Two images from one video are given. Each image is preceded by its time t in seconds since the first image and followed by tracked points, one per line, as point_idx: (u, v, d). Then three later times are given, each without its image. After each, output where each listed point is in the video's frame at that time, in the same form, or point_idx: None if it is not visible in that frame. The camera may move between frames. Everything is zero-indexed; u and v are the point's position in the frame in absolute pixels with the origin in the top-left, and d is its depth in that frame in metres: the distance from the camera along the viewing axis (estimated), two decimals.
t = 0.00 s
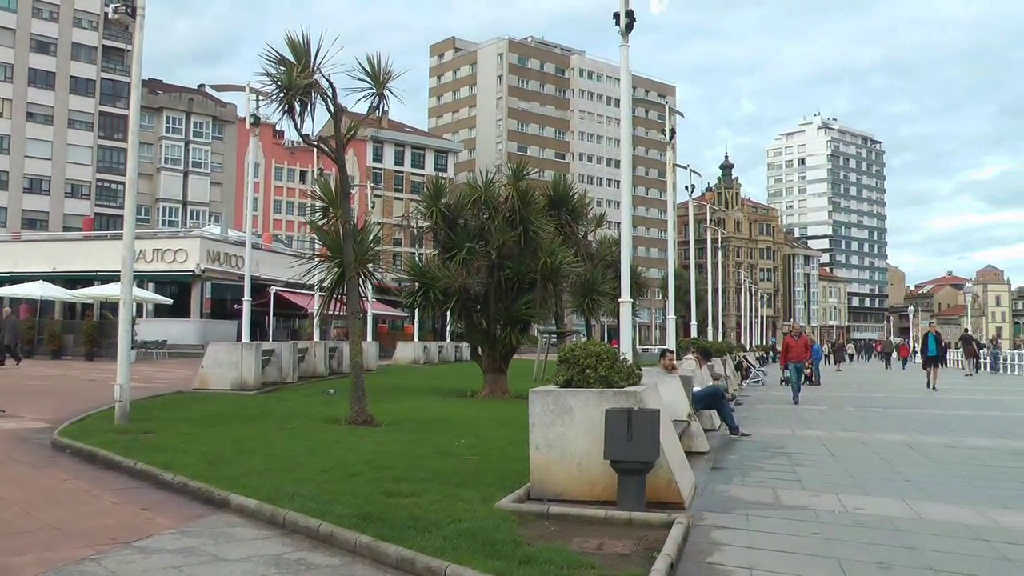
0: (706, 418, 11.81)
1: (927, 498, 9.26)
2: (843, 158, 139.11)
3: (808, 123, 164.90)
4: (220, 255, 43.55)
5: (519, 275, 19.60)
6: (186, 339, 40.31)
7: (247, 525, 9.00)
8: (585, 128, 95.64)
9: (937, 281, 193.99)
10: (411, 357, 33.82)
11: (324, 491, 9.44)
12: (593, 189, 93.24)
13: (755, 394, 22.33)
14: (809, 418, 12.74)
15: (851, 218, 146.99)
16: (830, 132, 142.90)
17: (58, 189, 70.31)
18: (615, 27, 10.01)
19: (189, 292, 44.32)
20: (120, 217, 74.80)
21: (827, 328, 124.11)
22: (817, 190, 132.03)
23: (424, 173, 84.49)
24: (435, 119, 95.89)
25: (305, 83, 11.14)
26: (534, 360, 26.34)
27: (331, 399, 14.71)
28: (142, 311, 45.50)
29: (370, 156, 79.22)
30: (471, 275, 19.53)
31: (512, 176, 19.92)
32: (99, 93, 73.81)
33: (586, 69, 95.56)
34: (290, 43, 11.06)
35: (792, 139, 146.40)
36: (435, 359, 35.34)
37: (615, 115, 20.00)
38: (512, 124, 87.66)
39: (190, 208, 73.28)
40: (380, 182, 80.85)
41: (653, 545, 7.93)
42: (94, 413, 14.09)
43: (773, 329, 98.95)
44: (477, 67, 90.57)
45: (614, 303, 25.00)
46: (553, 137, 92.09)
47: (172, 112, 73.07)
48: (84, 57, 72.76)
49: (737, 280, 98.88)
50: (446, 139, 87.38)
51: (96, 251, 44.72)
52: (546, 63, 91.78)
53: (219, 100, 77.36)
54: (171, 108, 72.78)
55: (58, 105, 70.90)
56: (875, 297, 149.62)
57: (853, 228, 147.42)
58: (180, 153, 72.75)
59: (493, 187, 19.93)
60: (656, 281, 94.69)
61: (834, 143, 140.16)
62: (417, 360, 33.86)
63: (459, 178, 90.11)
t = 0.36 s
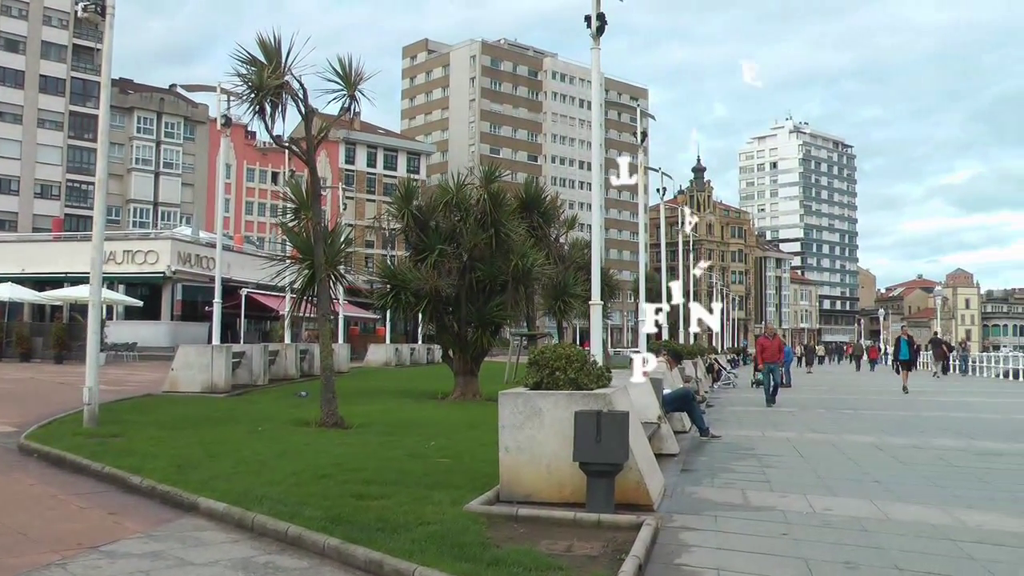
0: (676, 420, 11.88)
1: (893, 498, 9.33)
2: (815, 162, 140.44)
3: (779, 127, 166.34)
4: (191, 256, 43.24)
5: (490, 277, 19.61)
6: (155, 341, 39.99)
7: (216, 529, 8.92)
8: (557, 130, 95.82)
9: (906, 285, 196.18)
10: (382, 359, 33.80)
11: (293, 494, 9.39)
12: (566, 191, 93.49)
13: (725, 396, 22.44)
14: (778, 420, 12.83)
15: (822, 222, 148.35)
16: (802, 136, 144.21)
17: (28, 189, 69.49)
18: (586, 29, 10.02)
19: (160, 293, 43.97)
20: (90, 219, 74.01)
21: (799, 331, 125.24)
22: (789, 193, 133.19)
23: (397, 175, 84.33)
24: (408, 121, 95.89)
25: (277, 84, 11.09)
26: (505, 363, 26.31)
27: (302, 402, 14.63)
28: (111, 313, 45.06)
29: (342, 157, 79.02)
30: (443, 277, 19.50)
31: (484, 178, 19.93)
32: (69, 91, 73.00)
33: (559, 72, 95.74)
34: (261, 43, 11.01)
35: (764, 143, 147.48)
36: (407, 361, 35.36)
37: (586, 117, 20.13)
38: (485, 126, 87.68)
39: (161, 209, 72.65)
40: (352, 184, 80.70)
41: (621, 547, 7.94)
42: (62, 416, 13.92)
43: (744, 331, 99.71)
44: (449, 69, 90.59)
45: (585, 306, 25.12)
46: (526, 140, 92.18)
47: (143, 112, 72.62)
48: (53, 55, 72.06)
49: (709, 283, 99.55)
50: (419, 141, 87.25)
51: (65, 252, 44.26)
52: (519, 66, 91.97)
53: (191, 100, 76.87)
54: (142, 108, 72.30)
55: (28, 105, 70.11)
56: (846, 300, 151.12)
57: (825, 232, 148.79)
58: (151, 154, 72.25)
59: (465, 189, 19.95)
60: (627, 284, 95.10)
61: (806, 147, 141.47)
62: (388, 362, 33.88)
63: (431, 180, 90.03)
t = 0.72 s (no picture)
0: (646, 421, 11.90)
1: (861, 498, 9.39)
2: (785, 166, 141.64)
3: (750, 130, 167.33)
4: (161, 257, 42.85)
5: (460, 279, 19.62)
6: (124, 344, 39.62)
7: (184, 533, 8.83)
8: (528, 132, 95.76)
9: (875, 287, 198.15)
10: (353, 361, 33.73)
11: (261, 496, 9.33)
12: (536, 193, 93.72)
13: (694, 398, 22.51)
14: (747, 422, 12.87)
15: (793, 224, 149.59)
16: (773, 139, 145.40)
17: None
18: (557, 31, 10.01)
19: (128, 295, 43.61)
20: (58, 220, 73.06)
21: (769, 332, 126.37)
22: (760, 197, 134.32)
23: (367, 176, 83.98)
24: (379, 123, 95.77)
25: (246, 84, 11.01)
26: (476, 364, 26.35)
27: (273, 404, 14.54)
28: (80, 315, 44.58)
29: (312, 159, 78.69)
30: (413, 279, 19.46)
31: (454, 180, 19.86)
32: (38, 91, 72.33)
33: (530, 74, 95.75)
34: (230, 44, 10.93)
35: (735, 146, 148.39)
36: (379, 363, 35.25)
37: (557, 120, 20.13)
38: (456, 129, 87.52)
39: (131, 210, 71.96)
40: (322, 186, 80.54)
41: (590, 548, 7.95)
42: (28, 420, 13.73)
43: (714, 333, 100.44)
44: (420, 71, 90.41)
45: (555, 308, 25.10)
46: (497, 142, 92.22)
47: (113, 113, 72.00)
48: (21, 54, 71.28)
49: (680, 285, 100.18)
50: (390, 143, 87.04)
51: (33, 254, 43.69)
52: (491, 68, 91.81)
53: (160, 100, 76.24)
54: (111, 108, 71.72)
55: None
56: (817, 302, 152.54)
57: (796, 235, 150.02)
58: (121, 154, 71.56)
59: (435, 191, 19.89)
60: (598, 286, 95.46)
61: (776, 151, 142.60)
62: (359, 364, 33.82)
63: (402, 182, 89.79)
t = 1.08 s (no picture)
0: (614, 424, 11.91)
1: (828, 499, 9.42)
2: (757, 170, 142.91)
3: (721, 133, 168.28)
4: (130, 257, 42.43)
5: (430, 281, 19.61)
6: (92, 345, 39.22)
7: (150, 536, 8.74)
8: (500, 134, 95.81)
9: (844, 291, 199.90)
10: (323, 362, 33.50)
11: (229, 498, 9.26)
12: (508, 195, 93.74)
13: (664, 400, 22.65)
14: (715, 425, 12.89)
15: (764, 228, 150.88)
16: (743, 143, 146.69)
17: None
18: (527, 34, 10.02)
19: (97, 295, 43.18)
20: (25, 219, 72.18)
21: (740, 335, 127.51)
22: (731, 200, 135.55)
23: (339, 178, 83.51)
24: (351, 124, 95.49)
25: (216, 84, 10.95)
26: (445, 365, 26.34)
27: (242, 406, 14.45)
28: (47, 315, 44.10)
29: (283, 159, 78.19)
30: (382, 280, 19.39)
31: (424, 182, 19.83)
32: (7, 88, 71.52)
33: (502, 76, 95.98)
34: (200, 42, 10.85)
35: (706, 149, 149.00)
36: (348, 365, 35.15)
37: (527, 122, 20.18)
38: (428, 130, 87.37)
39: (100, 209, 71.32)
40: (294, 186, 79.96)
41: (556, 551, 7.96)
42: None
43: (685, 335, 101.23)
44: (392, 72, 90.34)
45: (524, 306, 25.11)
46: (469, 143, 91.96)
47: (82, 111, 71.25)
48: None
49: (651, 288, 100.88)
50: (361, 144, 86.70)
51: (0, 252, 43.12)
52: (464, 70, 91.88)
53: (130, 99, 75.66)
54: (81, 106, 70.97)
55: None
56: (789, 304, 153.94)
57: (767, 238, 151.28)
58: (91, 153, 70.83)
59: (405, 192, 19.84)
60: (569, 289, 95.87)
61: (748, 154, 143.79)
62: (329, 365, 33.59)
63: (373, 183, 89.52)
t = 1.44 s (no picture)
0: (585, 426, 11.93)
1: (798, 500, 9.45)
2: (728, 172, 144.10)
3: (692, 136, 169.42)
4: (98, 257, 41.89)
5: (401, 283, 19.62)
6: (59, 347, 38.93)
7: (118, 539, 8.64)
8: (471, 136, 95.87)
9: (814, 293, 201.61)
10: (293, 364, 33.35)
11: (197, 501, 9.18)
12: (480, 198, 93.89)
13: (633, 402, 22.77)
14: (686, 427, 12.93)
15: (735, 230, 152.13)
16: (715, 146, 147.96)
17: None
18: (499, 35, 10.02)
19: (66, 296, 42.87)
20: None
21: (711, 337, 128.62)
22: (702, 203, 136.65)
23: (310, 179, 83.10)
24: (323, 124, 95.18)
25: (186, 84, 10.88)
26: (417, 366, 26.37)
27: (212, 407, 14.38)
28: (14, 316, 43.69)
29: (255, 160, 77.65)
30: (354, 282, 19.34)
31: (396, 184, 19.78)
32: None
33: (474, 78, 96.15)
34: (170, 43, 10.78)
35: (677, 152, 149.86)
36: (319, 368, 35.05)
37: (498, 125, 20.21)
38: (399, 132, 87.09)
39: (70, 210, 70.72)
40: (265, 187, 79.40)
41: (525, 553, 7.96)
42: None
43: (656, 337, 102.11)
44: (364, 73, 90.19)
45: (494, 308, 25.11)
46: (441, 145, 91.77)
47: (53, 110, 70.32)
48: None
49: (622, 290, 101.66)
50: (332, 145, 86.62)
51: None
52: (436, 72, 91.82)
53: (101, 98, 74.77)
54: (52, 106, 70.06)
55: None
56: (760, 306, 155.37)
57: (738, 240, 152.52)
58: (61, 153, 70.08)
59: (377, 194, 19.80)
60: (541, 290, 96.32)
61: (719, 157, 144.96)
62: (299, 367, 33.46)
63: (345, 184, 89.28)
